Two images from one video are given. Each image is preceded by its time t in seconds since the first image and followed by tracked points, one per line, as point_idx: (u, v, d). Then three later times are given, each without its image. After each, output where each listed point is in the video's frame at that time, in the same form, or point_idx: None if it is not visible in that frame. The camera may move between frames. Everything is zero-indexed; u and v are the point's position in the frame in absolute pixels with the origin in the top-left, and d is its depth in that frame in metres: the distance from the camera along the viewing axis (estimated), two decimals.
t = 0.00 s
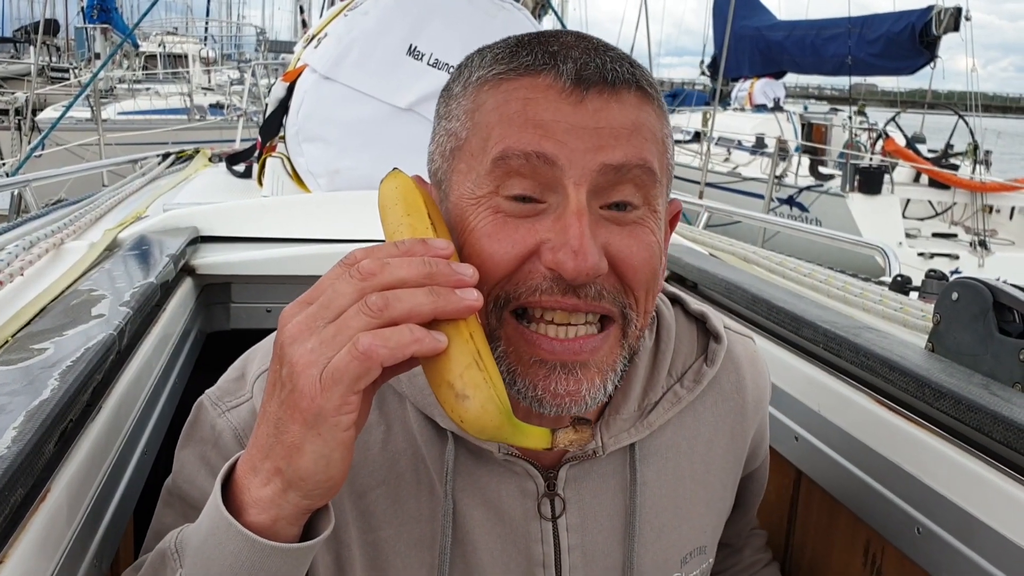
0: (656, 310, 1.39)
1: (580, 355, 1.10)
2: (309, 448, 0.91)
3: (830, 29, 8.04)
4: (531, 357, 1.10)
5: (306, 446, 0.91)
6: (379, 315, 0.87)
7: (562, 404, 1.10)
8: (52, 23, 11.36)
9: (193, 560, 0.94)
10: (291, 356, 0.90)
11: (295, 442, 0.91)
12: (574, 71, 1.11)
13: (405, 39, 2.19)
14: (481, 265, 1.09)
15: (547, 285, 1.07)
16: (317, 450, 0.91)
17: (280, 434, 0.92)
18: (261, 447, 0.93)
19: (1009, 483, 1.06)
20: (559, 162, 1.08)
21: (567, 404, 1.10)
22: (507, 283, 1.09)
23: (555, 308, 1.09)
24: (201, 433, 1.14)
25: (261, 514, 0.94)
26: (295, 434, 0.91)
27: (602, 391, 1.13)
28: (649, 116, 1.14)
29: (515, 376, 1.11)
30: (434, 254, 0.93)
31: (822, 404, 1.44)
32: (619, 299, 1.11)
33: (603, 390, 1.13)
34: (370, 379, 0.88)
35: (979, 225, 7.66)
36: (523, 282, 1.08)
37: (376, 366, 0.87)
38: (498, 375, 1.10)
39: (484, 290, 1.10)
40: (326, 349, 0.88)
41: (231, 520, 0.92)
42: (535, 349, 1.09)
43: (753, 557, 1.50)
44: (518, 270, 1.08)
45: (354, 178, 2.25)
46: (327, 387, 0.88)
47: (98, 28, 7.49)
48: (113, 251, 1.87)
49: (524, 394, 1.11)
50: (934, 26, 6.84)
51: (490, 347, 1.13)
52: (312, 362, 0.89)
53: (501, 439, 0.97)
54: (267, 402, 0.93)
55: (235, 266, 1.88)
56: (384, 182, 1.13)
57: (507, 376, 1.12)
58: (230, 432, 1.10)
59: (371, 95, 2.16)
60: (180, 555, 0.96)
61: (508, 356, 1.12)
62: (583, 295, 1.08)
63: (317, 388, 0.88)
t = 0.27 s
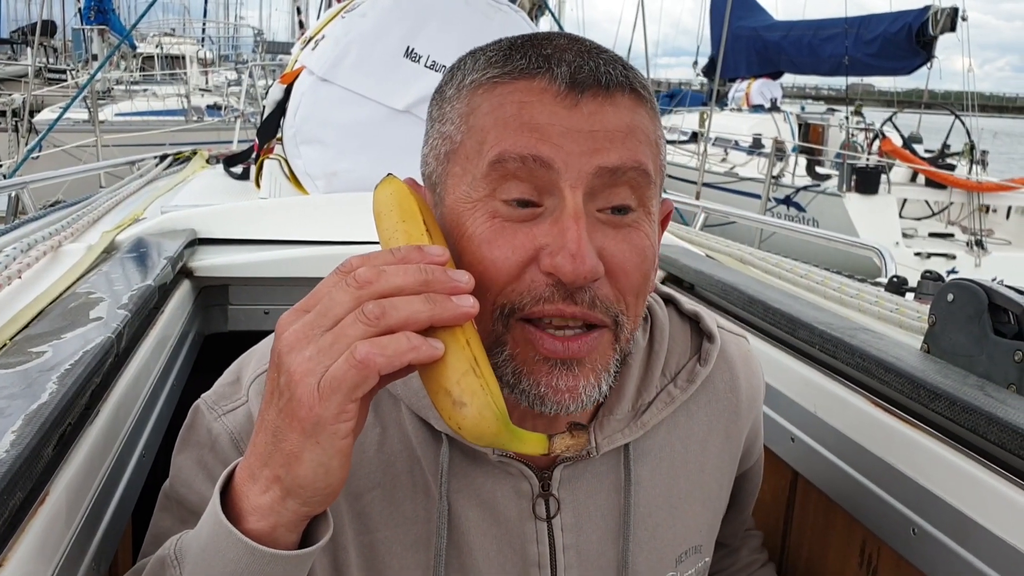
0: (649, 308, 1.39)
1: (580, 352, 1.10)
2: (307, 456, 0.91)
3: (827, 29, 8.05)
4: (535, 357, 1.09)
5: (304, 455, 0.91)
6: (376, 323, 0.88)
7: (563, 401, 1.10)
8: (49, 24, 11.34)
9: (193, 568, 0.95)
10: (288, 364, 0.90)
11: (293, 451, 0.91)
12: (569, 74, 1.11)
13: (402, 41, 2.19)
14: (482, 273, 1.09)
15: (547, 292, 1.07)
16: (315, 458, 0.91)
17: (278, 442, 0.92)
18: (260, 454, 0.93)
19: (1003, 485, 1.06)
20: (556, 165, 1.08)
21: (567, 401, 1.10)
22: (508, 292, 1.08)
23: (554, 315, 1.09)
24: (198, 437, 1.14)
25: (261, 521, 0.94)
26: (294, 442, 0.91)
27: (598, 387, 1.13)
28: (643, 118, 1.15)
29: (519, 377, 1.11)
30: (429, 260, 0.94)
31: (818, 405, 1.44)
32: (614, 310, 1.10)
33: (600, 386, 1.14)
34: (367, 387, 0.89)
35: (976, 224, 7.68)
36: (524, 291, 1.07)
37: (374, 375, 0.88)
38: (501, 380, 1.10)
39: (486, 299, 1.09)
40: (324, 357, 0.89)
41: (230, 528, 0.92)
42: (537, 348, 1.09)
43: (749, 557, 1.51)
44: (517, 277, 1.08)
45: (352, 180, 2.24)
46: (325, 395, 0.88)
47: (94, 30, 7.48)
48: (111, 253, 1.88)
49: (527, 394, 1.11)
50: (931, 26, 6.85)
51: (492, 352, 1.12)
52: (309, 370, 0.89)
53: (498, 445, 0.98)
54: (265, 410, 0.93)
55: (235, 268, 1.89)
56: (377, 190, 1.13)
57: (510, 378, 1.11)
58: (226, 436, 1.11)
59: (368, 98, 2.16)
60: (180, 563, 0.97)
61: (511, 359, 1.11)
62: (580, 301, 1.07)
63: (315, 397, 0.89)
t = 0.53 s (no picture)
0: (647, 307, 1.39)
1: (583, 344, 1.08)
2: (312, 455, 0.91)
3: (824, 29, 8.07)
4: (540, 349, 1.07)
5: (309, 452, 0.91)
6: (380, 321, 0.88)
7: (566, 392, 1.08)
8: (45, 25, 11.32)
9: (197, 569, 0.94)
10: (292, 362, 0.89)
11: (298, 448, 0.91)
12: (571, 73, 1.12)
13: (399, 41, 2.19)
14: (487, 275, 1.09)
15: (552, 293, 1.05)
16: (320, 456, 0.91)
17: (282, 440, 0.91)
18: (263, 453, 0.93)
19: (997, 484, 1.07)
20: (560, 166, 1.09)
21: (569, 392, 1.08)
22: (514, 295, 1.07)
23: (558, 317, 1.07)
24: (196, 438, 1.14)
25: (265, 520, 0.94)
26: (298, 440, 0.91)
27: (600, 378, 1.11)
28: (644, 116, 1.16)
29: (525, 373, 1.09)
30: (431, 259, 0.94)
31: (814, 404, 1.45)
32: (617, 312, 1.09)
33: (602, 377, 1.12)
34: (372, 384, 0.89)
35: (973, 224, 7.69)
36: (529, 293, 1.06)
37: (379, 372, 0.88)
38: (507, 377, 1.08)
39: (491, 301, 1.08)
40: (328, 356, 0.88)
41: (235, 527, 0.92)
42: (541, 341, 1.07)
43: (746, 557, 1.51)
44: (521, 280, 1.07)
45: (348, 181, 2.24)
46: (330, 392, 0.88)
47: (90, 30, 7.46)
48: (107, 255, 1.87)
49: (532, 390, 1.09)
50: (927, 25, 6.86)
51: (497, 352, 1.10)
52: (314, 368, 0.88)
53: (502, 442, 0.98)
54: (268, 409, 0.93)
55: (231, 269, 1.89)
56: (377, 189, 1.13)
57: (516, 375, 1.09)
58: (225, 437, 1.11)
59: (364, 98, 2.16)
60: (183, 564, 0.96)
61: (517, 357, 1.09)
62: (583, 302, 1.06)
63: (320, 394, 0.88)
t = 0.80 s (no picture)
0: (648, 311, 1.39)
1: (583, 369, 1.09)
2: (312, 469, 0.91)
3: (821, 28, 8.08)
4: (540, 372, 1.08)
5: (308, 467, 0.91)
6: (381, 334, 0.87)
7: (564, 414, 1.10)
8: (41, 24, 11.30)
9: None
10: (292, 375, 0.90)
11: (298, 463, 0.91)
12: (575, 83, 1.11)
13: (394, 40, 2.18)
14: (488, 289, 1.10)
15: (553, 314, 1.06)
16: (319, 471, 0.91)
17: (282, 454, 0.91)
18: (263, 465, 0.93)
19: (991, 482, 1.07)
20: (563, 180, 1.08)
21: (568, 413, 1.10)
22: (515, 313, 1.07)
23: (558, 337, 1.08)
24: (192, 441, 1.14)
25: (264, 532, 0.94)
26: (298, 454, 0.91)
27: (597, 397, 1.12)
28: (649, 127, 1.15)
29: (524, 391, 1.11)
30: (432, 268, 0.93)
31: (810, 403, 1.44)
32: (615, 331, 1.10)
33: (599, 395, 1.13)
34: (373, 399, 0.88)
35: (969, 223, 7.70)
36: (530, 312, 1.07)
37: (380, 386, 0.87)
38: (508, 395, 1.10)
39: (492, 316, 1.09)
40: (329, 369, 0.89)
41: (232, 539, 0.92)
42: (541, 363, 1.08)
43: (742, 555, 1.51)
44: (523, 299, 1.07)
45: (343, 180, 2.25)
46: (330, 407, 0.88)
47: (86, 29, 7.46)
48: (102, 254, 1.87)
49: (530, 408, 1.11)
50: (923, 24, 6.87)
51: (497, 368, 1.11)
52: (314, 382, 0.89)
53: (505, 455, 0.98)
54: (268, 421, 0.93)
55: (225, 268, 1.88)
56: (376, 195, 1.12)
57: (515, 392, 1.11)
58: (222, 442, 1.11)
59: (359, 97, 2.16)
60: (179, 570, 0.96)
61: (517, 375, 1.10)
62: (584, 322, 1.07)
63: (320, 409, 0.88)
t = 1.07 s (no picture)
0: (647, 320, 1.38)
1: (575, 401, 1.11)
2: (305, 496, 0.91)
3: (818, 28, 8.09)
4: (531, 403, 1.11)
5: (302, 494, 0.91)
6: (375, 361, 0.87)
7: (556, 444, 1.11)
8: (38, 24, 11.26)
9: None
10: (284, 402, 0.90)
11: (291, 490, 0.91)
12: (574, 100, 1.11)
13: (390, 39, 2.19)
14: (483, 308, 1.10)
15: (549, 338, 1.06)
16: (313, 497, 0.91)
17: (275, 480, 0.92)
18: (256, 490, 0.94)
19: (986, 479, 1.07)
20: (559, 200, 1.08)
21: (560, 444, 1.12)
22: (510, 334, 1.08)
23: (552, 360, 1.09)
24: (185, 452, 1.14)
25: (257, 557, 0.95)
26: (291, 481, 0.91)
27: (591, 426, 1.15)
28: (647, 145, 1.15)
29: (514, 418, 1.12)
30: (426, 290, 0.92)
31: (805, 401, 1.45)
32: (611, 351, 1.11)
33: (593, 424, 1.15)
34: (367, 427, 0.88)
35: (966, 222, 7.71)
36: (525, 334, 1.07)
37: (373, 415, 0.87)
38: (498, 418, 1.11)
39: (486, 336, 1.10)
40: (322, 397, 0.88)
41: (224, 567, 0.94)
42: (533, 396, 1.11)
43: (739, 552, 1.51)
44: (518, 322, 1.08)
45: (340, 180, 2.24)
46: (324, 436, 0.88)
47: (83, 29, 7.45)
48: (98, 253, 1.87)
49: (520, 435, 1.12)
50: (920, 24, 6.89)
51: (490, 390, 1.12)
52: (307, 410, 0.88)
53: (501, 481, 0.98)
54: (260, 447, 0.94)
55: (221, 268, 1.88)
56: (372, 211, 1.13)
57: (506, 418, 1.13)
58: (215, 454, 1.11)
59: (356, 97, 2.16)
60: None
61: (508, 400, 1.12)
62: (580, 344, 1.07)
63: (313, 437, 0.88)
